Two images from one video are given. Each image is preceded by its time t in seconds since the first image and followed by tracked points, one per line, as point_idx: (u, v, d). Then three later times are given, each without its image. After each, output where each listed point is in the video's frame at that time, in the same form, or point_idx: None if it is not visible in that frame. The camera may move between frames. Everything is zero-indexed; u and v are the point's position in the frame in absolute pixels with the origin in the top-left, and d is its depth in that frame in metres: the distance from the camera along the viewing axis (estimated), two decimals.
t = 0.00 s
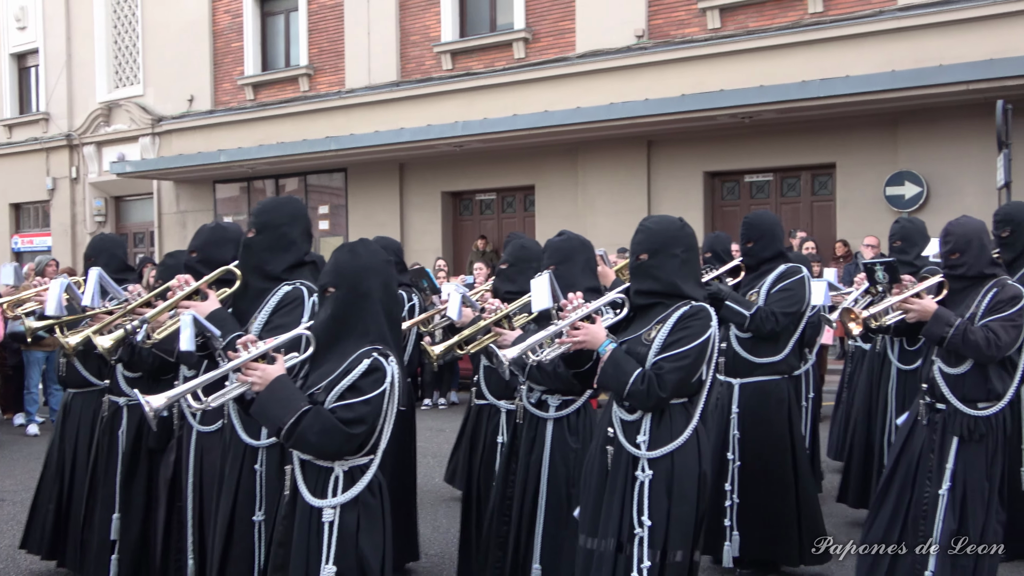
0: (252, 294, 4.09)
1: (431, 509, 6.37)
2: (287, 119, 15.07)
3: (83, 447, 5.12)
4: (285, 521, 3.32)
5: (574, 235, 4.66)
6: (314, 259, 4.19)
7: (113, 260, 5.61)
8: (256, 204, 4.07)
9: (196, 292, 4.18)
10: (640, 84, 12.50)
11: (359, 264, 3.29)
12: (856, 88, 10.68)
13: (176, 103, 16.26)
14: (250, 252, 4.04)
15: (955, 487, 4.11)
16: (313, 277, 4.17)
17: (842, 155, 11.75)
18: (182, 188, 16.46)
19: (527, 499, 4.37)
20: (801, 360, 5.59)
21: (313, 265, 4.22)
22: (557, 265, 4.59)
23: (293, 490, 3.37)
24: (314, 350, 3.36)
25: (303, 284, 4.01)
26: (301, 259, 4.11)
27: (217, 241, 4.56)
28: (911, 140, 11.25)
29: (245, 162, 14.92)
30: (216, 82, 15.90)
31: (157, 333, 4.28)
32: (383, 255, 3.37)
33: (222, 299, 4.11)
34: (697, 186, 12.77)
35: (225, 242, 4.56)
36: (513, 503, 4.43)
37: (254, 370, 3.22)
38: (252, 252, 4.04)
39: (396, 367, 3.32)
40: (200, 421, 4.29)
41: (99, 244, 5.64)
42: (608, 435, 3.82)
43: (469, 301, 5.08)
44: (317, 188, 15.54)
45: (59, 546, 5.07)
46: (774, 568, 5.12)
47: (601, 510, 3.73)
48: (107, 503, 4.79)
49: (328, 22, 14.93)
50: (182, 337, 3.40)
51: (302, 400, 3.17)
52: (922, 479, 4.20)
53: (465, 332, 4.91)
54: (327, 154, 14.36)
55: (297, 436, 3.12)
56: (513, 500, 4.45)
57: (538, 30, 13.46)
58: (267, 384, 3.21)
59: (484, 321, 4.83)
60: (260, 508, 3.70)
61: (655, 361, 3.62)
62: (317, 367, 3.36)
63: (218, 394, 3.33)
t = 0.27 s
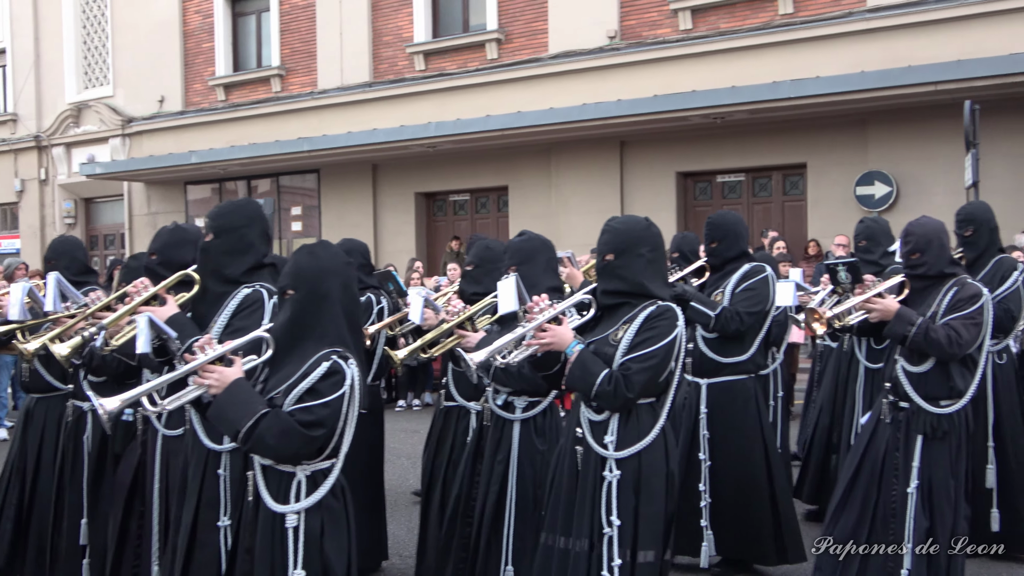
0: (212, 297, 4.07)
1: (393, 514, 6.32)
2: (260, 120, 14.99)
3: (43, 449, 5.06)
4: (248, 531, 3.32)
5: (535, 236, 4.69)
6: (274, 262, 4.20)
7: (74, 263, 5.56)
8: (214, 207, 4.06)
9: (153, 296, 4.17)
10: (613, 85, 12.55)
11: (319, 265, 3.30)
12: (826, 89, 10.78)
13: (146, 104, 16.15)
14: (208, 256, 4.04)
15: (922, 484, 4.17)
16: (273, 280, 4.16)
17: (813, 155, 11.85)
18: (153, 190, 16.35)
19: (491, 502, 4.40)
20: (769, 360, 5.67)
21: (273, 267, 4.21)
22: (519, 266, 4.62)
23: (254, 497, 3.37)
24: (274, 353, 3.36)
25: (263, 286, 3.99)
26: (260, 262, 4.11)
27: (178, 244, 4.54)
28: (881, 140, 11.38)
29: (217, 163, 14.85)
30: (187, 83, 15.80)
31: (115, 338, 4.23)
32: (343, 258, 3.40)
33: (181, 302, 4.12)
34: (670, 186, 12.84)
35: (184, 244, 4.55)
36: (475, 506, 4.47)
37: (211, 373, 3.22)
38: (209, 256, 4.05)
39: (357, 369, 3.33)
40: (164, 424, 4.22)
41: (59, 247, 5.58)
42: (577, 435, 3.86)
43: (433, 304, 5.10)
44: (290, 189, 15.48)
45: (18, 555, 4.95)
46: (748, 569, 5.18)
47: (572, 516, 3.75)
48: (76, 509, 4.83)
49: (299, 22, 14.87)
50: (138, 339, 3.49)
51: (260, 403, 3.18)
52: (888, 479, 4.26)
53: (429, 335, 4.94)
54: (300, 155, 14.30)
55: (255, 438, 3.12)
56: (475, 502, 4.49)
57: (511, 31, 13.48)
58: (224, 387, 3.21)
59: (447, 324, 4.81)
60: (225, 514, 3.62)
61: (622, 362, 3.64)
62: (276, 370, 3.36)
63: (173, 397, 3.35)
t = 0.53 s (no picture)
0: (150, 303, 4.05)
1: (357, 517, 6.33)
2: (225, 122, 14.90)
3: None
4: (188, 544, 3.35)
5: (481, 239, 4.68)
6: (212, 267, 4.19)
7: (17, 268, 5.52)
8: (153, 213, 4.07)
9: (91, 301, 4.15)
10: (580, 86, 12.60)
11: (258, 272, 3.34)
12: (791, 89, 10.89)
13: (110, 106, 16.01)
14: (148, 261, 4.02)
15: (877, 483, 4.25)
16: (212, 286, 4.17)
17: (778, 155, 11.97)
18: (117, 193, 16.21)
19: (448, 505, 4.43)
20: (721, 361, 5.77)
21: (212, 272, 4.23)
22: (465, 269, 4.61)
23: (190, 508, 3.39)
24: (211, 360, 3.38)
25: (203, 290, 4.00)
26: (200, 267, 4.11)
27: (121, 249, 4.64)
28: (845, 140, 11.51)
29: (182, 166, 14.75)
30: (151, 85, 15.69)
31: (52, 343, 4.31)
32: (281, 264, 3.43)
33: (118, 307, 4.08)
34: (637, 187, 12.91)
35: (127, 250, 4.65)
36: (431, 511, 4.49)
37: (147, 380, 3.21)
38: (148, 261, 4.03)
39: (297, 375, 3.38)
40: (110, 432, 4.28)
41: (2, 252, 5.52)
42: (529, 439, 3.84)
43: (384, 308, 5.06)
44: (257, 192, 15.41)
45: None
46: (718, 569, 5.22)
47: (529, 519, 3.77)
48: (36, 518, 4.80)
49: (265, 24, 14.81)
50: (71, 342, 3.48)
51: (198, 410, 3.19)
52: (843, 480, 4.31)
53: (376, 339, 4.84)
54: (267, 157, 14.23)
55: (194, 445, 3.15)
56: (430, 506, 4.52)
57: (477, 33, 13.50)
58: (161, 394, 3.21)
59: (392, 329, 4.65)
60: (167, 520, 3.66)
61: (570, 364, 3.68)
62: (215, 378, 3.37)
63: (108, 404, 3.34)
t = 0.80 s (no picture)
0: (110, 309, 4.05)
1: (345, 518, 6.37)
2: (214, 127, 14.89)
3: None
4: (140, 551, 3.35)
5: (444, 241, 4.56)
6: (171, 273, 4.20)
7: None
8: (113, 218, 4.03)
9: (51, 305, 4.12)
10: (568, 88, 12.60)
11: (209, 278, 3.36)
12: (779, 89, 10.91)
13: (99, 112, 16.01)
14: (108, 266, 4.02)
15: (842, 481, 4.25)
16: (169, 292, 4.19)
17: (767, 155, 11.99)
18: (107, 199, 16.21)
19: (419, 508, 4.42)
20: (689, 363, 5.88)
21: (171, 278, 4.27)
22: (427, 271, 4.48)
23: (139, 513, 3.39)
24: (161, 365, 3.39)
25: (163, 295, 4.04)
26: (160, 272, 4.12)
27: (80, 255, 4.71)
28: (835, 140, 11.53)
29: (172, 171, 14.76)
30: (140, 90, 15.70)
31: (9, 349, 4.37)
32: (232, 270, 3.46)
33: (78, 312, 4.07)
34: (628, 188, 12.92)
35: (86, 256, 4.72)
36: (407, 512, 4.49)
37: (96, 386, 3.21)
38: (108, 266, 4.02)
39: (248, 380, 3.40)
40: (69, 441, 4.38)
41: None
42: (483, 442, 3.86)
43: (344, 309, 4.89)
44: (247, 197, 15.42)
45: None
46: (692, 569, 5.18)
47: (489, 519, 3.76)
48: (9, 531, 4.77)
49: (253, 28, 14.82)
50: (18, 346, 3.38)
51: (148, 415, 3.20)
52: (811, 477, 4.33)
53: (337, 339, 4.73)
54: (257, 162, 14.23)
55: (143, 450, 3.15)
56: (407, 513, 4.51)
57: (466, 35, 13.52)
58: (110, 400, 3.22)
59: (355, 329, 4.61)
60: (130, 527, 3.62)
61: (525, 366, 3.69)
62: (163, 384, 3.38)
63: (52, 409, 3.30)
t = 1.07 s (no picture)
0: (80, 313, 4.06)
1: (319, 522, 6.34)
2: (202, 130, 14.87)
3: None
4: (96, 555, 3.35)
5: (415, 242, 4.58)
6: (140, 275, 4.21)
7: None
8: (78, 222, 4.06)
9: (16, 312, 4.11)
10: (557, 89, 12.60)
11: (166, 282, 3.35)
12: (768, 90, 10.94)
13: (86, 115, 15.98)
14: (75, 270, 4.04)
15: (806, 477, 4.26)
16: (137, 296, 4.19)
17: (756, 156, 12.02)
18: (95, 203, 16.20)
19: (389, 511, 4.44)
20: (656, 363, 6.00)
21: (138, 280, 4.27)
22: (397, 272, 4.47)
23: (98, 516, 3.40)
24: (119, 370, 3.39)
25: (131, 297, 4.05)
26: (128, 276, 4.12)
27: (39, 260, 4.72)
28: (822, 140, 11.57)
29: (160, 175, 14.74)
30: (128, 94, 15.68)
31: None
32: (190, 273, 3.45)
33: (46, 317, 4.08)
34: (617, 189, 12.93)
35: (47, 260, 4.73)
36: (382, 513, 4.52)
37: (52, 393, 3.22)
38: (75, 270, 4.05)
39: (207, 382, 3.41)
40: (31, 446, 4.27)
41: None
42: (443, 443, 3.86)
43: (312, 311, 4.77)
44: (236, 200, 15.41)
45: None
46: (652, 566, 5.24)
47: (450, 520, 3.79)
48: None
49: (241, 31, 14.81)
50: None
51: (105, 420, 3.20)
52: (774, 474, 4.35)
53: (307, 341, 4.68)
54: (246, 165, 14.22)
55: (101, 456, 3.15)
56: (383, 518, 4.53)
57: (455, 37, 13.53)
58: (66, 406, 3.22)
59: (326, 332, 4.58)
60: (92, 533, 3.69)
61: (485, 365, 3.70)
62: (122, 388, 3.38)
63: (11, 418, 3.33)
